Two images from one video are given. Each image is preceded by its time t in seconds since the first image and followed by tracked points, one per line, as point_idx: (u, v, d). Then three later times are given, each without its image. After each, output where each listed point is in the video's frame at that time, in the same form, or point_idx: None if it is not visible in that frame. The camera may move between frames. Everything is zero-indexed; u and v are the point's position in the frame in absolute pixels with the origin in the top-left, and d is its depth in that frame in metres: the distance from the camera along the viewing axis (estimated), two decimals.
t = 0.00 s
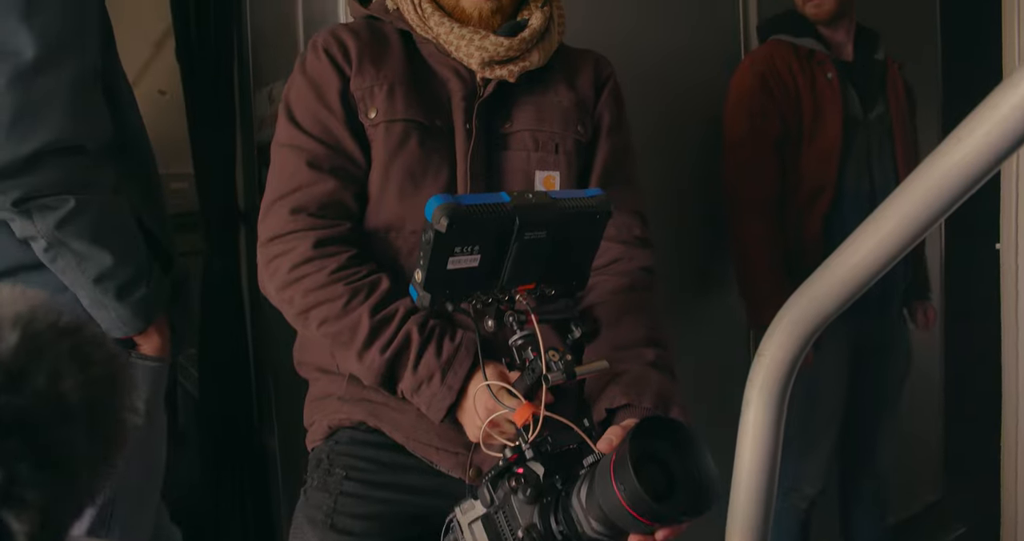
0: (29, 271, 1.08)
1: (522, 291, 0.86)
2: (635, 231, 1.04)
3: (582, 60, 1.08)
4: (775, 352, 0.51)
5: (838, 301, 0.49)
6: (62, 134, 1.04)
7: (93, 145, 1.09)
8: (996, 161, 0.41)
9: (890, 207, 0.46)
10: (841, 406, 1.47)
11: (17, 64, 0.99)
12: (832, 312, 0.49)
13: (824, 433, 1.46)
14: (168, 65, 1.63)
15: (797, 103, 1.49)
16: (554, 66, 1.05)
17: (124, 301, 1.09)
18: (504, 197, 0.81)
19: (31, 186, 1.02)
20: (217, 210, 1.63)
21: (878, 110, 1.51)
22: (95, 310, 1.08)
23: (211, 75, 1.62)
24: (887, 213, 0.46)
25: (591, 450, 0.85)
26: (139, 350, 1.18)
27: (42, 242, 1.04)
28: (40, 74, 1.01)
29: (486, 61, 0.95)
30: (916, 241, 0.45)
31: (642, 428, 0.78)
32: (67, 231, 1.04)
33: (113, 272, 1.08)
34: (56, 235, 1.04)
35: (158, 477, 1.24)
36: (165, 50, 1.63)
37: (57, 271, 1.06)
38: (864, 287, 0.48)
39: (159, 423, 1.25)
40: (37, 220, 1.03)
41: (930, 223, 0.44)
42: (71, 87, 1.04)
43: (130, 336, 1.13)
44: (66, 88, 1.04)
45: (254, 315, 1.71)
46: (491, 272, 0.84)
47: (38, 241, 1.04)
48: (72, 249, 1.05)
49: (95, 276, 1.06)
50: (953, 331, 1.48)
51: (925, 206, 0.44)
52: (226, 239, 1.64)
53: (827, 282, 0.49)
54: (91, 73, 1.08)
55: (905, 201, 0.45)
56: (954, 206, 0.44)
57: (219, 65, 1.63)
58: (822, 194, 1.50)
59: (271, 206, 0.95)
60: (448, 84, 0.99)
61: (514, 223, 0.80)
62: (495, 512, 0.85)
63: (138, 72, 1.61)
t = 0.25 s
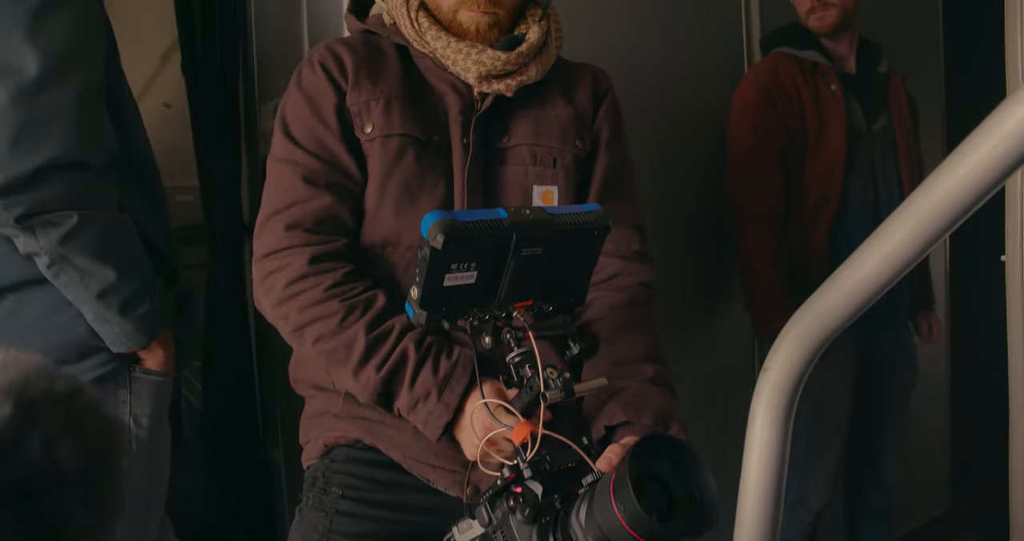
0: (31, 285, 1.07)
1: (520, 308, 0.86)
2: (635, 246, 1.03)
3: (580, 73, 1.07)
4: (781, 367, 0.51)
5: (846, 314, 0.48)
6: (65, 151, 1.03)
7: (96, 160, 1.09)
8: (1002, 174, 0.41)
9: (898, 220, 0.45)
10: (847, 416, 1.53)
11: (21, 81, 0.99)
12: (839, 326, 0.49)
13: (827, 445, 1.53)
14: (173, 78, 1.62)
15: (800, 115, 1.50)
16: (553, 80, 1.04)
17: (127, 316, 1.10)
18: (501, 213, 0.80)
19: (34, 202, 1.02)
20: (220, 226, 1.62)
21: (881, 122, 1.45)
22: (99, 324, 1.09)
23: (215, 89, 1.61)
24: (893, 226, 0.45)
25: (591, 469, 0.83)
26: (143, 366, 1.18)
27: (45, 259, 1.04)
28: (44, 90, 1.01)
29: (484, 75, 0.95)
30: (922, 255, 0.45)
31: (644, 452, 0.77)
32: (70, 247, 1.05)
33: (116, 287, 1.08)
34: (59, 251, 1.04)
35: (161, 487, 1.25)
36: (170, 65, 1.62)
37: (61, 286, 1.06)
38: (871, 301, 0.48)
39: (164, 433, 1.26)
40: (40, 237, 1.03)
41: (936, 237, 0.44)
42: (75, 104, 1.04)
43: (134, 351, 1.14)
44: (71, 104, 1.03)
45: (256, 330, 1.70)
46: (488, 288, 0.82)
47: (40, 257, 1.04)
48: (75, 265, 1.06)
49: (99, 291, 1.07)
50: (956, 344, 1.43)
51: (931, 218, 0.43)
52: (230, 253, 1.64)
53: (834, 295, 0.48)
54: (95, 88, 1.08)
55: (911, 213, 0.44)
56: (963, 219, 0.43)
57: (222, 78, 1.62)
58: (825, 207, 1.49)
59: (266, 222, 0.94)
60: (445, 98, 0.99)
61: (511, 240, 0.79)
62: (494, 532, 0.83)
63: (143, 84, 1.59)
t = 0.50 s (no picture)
0: (31, 300, 1.06)
1: (514, 326, 0.84)
2: (631, 262, 1.01)
3: (577, 87, 1.06)
4: (779, 388, 0.50)
5: (847, 334, 0.47)
6: (63, 167, 1.02)
7: (95, 176, 1.07)
8: (1004, 192, 0.40)
9: (897, 240, 0.44)
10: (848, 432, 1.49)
11: (20, 97, 0.98)
12: (837, 347, 0.48)
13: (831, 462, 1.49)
14: (175, 91, 1.62)
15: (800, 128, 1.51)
16: (548, 94, 1.03)
17: (126, 331, 1.08)
18: (496, 231, 0.79)
19: (32, 218, 1.01)
20: (223, 239, 1.59)
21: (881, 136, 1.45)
22: (98, 339, 1.07)
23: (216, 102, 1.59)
24: (893, 246, 0.44)
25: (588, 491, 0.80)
26: (142, 381, 1.15)
27: (43, 273, 1.03)
28: (42, 106, 1.00)
29: (479, 90, 0.94)
30: (922, 275, 0.44)
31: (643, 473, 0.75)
32: (68, 263, 1.03)
33: (114, 302, 1.06)
34: (57, 266, 1.03)
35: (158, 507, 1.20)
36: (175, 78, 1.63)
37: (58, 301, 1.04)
38: (869, 322, 0.46)
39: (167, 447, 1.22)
40: (37, 252, 1.02)
41: (937, 257, 0.43)
42: (73, 120, 1.03)
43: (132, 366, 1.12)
44: (69, 120, 1.02)
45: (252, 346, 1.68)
46: (482, 306, 0.81)
47: (38, 273, 1.03)
48: (72, 279, 1.04)
49: (97, 306, 1.05)
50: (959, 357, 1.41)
51: (933, 238, 0.42)
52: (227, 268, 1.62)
53: (832, 316, 0.47)
54: (94, 104, 1.06)
55: (911, 233, 0.43)
56: (966, 237, 0.42)
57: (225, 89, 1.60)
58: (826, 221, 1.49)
59: (258, 239, 0.92)
60: (440, 113, 0.98)
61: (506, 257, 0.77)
62: None
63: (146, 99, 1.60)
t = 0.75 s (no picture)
0: (32, 317, 1.01)
1: (511, 349, 0.83)
2: (630, 282, 1.00)
3: (574, 106, 1.06)
4: (787, 408, 0.50)
5: (853, 355, 0.47)
6: (64, 187, 0.97)
7: (95, 196, 1.02)
8: (1007, 218, 0.40)
9: (902, 263, 0.45)
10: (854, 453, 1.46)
11: (19, 117, 0.93)
12: (843, 369, 0.48)
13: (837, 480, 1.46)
14: (182, 106, 1.60)
15: (803, 146, 1.50)
16: (545, 113, 1.02)
17: (126, 350, 1.03)
18: (492, 253, 0.77)
19: (31, 237, 0.96)
20: (227, 253, 1.57)
21: (884, 154, 1.48)
22: (98, 358, 1.02)
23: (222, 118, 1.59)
24: (898, 270, 0.45)
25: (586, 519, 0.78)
26: (144, 399, 1.11)
27: (41, 292, 0.98)
28: (42, 125, 0.95)
29: (475, 109, 0.93)
30: (927, 300, 0.44)
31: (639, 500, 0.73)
32: (67, 281, 0.98)
33: (114, 321, 1.02)
34: (56, 285, 0.98)
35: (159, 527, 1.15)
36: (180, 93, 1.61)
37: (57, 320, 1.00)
38: (875, 345, 0.47)
39: (168, 467, 1.17)
40: (36, 271, 0.97)
41: (941, 281, 0.43)
42: (74, 141, 0.98)
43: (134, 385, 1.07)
44: (70, 139, 0.97)
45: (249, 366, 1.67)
46: (479, 329, 0.80)
47: (37, 291, 0.98)
48: (73, 298, 0.99)
49: (97, 325, 1.01)
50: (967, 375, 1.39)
51: (936, 263, 0.42)
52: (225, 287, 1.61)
53: (839, 338, 0.48)
54: (95, 123, 1.02)
55: (916, 257, 0.44)
56: (969, 262, 0.42)
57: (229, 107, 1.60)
58: (829, 238, 1.50)
59: (252, 259, 0.91)
60: (436, 132, 0.97)
61: (503, 280, 0.76)
62: None
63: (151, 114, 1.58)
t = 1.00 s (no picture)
0: (33, 330, 1.00)
1: (507, 370, 0.82)
2: (628, 299, 0.99)
3: (572, 122, 1.05)
4: (791, 429, 0.49)
5: (856, 380, 0.46)
6: (64, 200, 0.97)
7: (94, 209, 1.01)
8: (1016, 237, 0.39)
9: (908, 282, 0.43)
10: (858, 470, 1.49)
11: (20, 130, 0.93)
12: (848, 391, 0.47)
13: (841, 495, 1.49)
14: (188, 118, 1.68)
15: (809, 163, 1.50)
16: (542, 129, 1.01)
17: (127, 363, 1.01)
18: (488, 272, 0.76)
19: (31, 251, 0.95)
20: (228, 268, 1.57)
21: (888, 169, 1.45)
22: (98, 371, 1.00)
23: (229, 133, 1.66)
24: (903, 289, 0.44)
25: None
26: (145, 411, 1.10)
27: (41, 306, 0.96)
28: (43, 139, 0.95)
29: (472, 125, 0.92)
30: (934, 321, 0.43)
31: (634, 524, 0.71)
32: (66, 295, 0.97)
33: (114, 334, 1.00)
34: (56, 299, 0.96)
35: None
36: (186, 106, 1.68)
37: (58, 334, 0.98)
38: (881, 366, 0.46)
39: (170, 480, 1.16)
40: (36, 285, 0.96)
41: (947, 302, 0.42)
42: (74, 154, 0.98)
43: (135, 398, 1.06)
44: (70, 154, 0.97)
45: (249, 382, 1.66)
46: (474, 349, 0.79)
47: (37, 305, 0.96)
48: (73, 312, 0.98)
49: (97, 338, 0.99)
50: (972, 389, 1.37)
51: (941, 283, 0.41)
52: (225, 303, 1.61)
53: (843, 358, 0.47)
54: (96, 135, 1.01)
55: (922, 276, 0.42)
56: (974, 285, 0.41)
57: (235, 119, 1.67)
58: (834, 254, 1.48)
59: (245, 277, 0.90)
60: (432, 148, 0.96)
61: (498, 299, 0.75)
62: None
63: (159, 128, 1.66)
